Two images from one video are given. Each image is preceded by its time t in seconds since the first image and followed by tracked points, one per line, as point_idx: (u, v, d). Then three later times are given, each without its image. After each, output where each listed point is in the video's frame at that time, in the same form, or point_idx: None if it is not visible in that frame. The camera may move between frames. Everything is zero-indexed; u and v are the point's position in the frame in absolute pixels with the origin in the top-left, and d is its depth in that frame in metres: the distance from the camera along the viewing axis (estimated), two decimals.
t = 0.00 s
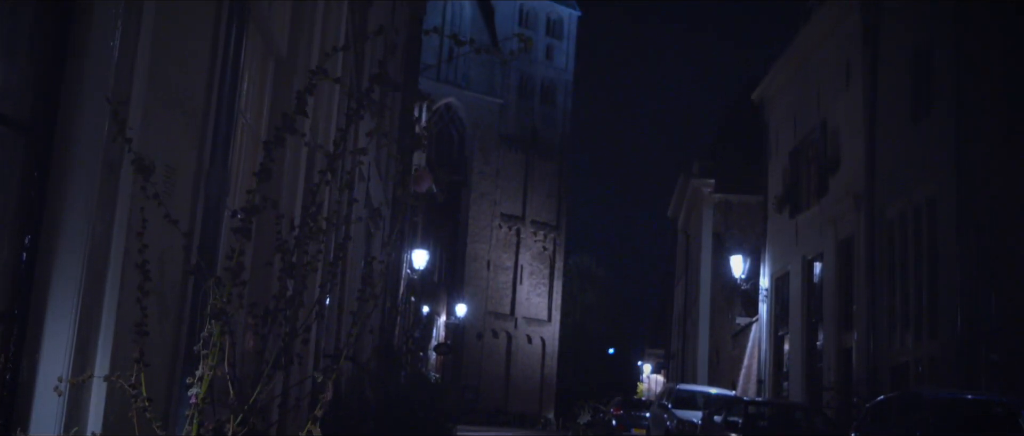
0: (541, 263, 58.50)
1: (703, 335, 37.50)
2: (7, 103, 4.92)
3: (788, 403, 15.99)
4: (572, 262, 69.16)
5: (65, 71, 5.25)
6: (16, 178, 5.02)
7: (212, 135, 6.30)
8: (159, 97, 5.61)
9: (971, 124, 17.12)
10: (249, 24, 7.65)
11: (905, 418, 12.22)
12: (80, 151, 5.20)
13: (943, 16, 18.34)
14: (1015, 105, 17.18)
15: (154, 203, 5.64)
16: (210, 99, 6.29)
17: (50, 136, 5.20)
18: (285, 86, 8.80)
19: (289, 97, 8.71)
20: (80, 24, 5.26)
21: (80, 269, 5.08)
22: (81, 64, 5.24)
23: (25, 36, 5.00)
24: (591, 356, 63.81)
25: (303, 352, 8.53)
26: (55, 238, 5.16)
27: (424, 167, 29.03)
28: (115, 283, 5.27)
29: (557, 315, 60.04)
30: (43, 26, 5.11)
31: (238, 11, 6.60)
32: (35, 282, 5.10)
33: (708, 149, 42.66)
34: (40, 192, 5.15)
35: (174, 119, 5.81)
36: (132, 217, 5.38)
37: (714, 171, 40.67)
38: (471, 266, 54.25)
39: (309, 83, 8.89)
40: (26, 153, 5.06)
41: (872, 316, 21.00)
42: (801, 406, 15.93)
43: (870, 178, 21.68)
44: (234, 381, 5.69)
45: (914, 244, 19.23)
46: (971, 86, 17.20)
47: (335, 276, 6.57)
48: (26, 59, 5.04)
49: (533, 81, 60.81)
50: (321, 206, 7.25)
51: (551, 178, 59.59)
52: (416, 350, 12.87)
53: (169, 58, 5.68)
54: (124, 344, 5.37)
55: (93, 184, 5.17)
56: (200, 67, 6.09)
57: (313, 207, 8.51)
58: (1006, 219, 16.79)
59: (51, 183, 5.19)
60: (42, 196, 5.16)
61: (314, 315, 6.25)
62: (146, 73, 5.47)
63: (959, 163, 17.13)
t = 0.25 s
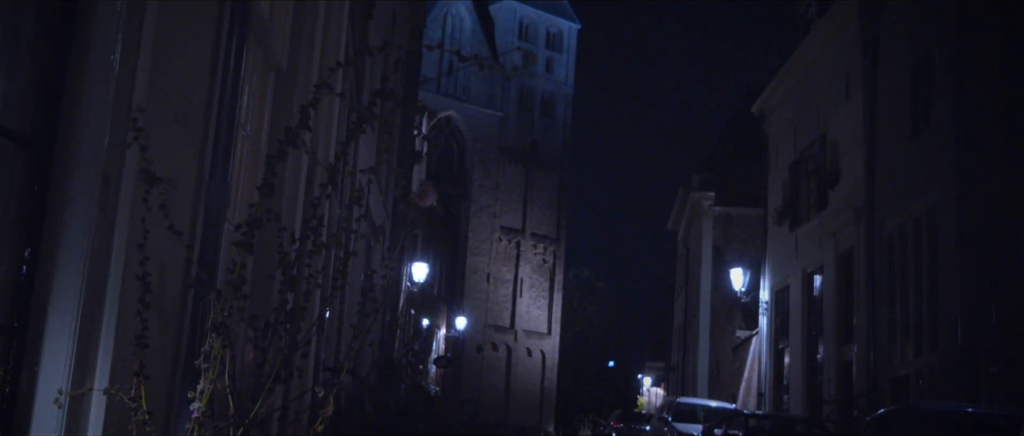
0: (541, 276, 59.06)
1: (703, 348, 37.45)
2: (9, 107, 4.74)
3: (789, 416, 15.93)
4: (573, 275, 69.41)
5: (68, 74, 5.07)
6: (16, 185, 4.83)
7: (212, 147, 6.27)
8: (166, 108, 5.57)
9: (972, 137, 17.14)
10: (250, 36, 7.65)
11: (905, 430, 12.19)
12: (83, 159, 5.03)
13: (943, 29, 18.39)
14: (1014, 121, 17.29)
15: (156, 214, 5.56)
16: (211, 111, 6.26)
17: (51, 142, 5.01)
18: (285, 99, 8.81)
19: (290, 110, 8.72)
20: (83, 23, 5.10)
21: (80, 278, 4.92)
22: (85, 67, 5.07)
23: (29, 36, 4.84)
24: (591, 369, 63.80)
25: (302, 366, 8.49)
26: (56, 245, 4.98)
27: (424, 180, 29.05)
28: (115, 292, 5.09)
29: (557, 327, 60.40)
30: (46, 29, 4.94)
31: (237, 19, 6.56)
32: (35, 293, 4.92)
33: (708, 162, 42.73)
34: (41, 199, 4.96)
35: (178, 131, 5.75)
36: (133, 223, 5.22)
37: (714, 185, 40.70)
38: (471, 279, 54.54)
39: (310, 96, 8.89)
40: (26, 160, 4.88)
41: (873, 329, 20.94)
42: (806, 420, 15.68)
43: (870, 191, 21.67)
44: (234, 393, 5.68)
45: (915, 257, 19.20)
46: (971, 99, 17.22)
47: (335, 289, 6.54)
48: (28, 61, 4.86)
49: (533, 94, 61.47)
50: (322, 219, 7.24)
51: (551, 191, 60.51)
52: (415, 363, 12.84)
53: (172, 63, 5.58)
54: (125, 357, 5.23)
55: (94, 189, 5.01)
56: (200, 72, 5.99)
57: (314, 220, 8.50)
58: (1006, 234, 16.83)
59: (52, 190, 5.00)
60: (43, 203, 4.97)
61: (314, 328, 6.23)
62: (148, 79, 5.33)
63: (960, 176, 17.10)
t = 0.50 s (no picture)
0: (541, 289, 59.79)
1: (703, 361, 37.41)
2: (11, 118, 4.68)
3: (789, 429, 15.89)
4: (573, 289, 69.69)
5: (70, 85, 5.01)
6: (17, 197, 4.76)
7: (213, 161, 6.30)
8: (169, 122, 5.61)
9: (972, 150, 17.14)
10: (250, 50, 7.65)
11: None
12: (85, 171, 4.97)
13: (941, 42, 18.44)
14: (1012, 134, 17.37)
15: (157, 228, 5.58)
16: (212, 126, 6.30)
17: (53, 153, 4.94)
18: (285, 113, 8.82)
19: (291, 124, 8.74)
20: (86, 32, 5.05)
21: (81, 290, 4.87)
22: (86, 78, 5.02)
23: (32, 46, 4.79)
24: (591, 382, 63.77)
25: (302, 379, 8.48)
26: (56, 257, 4.91)
27: (425, 193, 29.07)
28: (115, 303, 5.07)
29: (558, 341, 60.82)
30: (49, 39, 4.88)
31: (240, 32, 6.52)
32: (34, 305, 4.84)
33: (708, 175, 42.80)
34: (41, 211, 4.89)
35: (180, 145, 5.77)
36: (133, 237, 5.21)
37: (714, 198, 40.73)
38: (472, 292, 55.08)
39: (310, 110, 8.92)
40: (27, 171, 4.80)
41: (873, 342, 20.92)
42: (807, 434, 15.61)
43: (869, 204, 21.65)
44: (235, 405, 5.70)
45: (915, 270, 19.19)
46: (970, 112, 17.26)
47: (335, 302, 6.56)
48: (31, 72, 4.80)
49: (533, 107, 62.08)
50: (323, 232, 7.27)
51: (550, 205, 61.40)
52: (416, 376, 12.84)
53: (172, 75, 5.59)
54: (123, 370, 5.19)
55: (95, 199, 4.94)
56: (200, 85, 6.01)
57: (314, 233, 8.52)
58: (1007, 246, 16.85)
59: (53, 202, 4.94)
60: (44, 215, 4.90)
61: (314, 341, 6.25)
62: (149, 91, 5.31)
63: (960, 188, 17.11)
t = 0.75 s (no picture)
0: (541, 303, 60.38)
1: (703, 375, 37.37)
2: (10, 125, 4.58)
3: None
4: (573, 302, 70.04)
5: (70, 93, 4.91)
6: (16, 206, 4.64)
7: (213, 173, 6.28)
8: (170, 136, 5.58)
9: (972, 165, 17.16)
10: (250, 64, 7.65)
11: None
12: (85, 180, 4.85)
13: (941, 56, 18.45)
14: (1010, 149, 17.45)
15: (158, 242, 5.55)
16: (212, 140, 6.28)
17: (53, 161, 4.83)
18: (286, 126, 8.82)
19: (291, 138, 8.75)
20: (86, 41, 4.96)
21: (81, 300, 4.73)
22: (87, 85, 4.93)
23: (32, 54, 4.70)
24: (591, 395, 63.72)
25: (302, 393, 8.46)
26: (56, 267, 4.78)
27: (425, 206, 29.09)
28: (115, 313, 4.86)
29: (557, 354, 61.31)
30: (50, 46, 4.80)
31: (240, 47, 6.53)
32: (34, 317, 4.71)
33: (708, 189, 42.82)
34: (42, 221, 4.77)
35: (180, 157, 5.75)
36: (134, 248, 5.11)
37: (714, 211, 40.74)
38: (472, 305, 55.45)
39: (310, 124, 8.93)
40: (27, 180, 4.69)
41: (874, 355, 20.87)
42: None
43: (869, 218, 21.64)
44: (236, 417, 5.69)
45: (915, 283, 19.16)
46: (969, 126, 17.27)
47: (336, 315, 6.54)
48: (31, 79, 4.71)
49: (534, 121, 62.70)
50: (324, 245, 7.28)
51: (551, 219, 61.98)
52: (416, 390, 12.83)
53: (174, 86, 5.59)
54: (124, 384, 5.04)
55: (96, 207, 4.82)
56: (201, 98, 6.01)
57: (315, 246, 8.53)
58: (1006, 261, 16.87)
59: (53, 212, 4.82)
60: (44, 225, 4.78)
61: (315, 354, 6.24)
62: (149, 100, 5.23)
63: (959, 201, 17.09)
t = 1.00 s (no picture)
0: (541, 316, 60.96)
1: (703, 387, 37.33)
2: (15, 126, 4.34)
3: None
4: (573, 314, 70.49)
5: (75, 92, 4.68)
6: (19, 211, 4.42)
7: (213, 187, 6.26)
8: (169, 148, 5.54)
9: (972, 178, 17.17)
10: (250, 76, 7.63)
11: None
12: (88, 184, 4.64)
13: (941, 68, 18.44)
14: (1007, 163, 17.52)
15: (156, 255, 5.50)
16: (212, 153, 6.25)
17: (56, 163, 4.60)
18: (286, 139, 8.81)
19: (291, 150, 8.75)
20: (91, 37, 4.73)
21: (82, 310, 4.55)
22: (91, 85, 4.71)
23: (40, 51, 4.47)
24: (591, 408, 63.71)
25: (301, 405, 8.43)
26: (58, 274, 4.57)
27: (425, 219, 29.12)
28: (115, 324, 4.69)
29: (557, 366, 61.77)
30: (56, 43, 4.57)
31: (240, 60, 6.56)
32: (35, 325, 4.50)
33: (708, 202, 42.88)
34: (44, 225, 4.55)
35: (178, 171, 5.73)
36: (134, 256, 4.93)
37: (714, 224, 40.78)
38: (471, 318, 56.46)
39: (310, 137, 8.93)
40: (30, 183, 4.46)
41: (875, 368, 20.81)
42: None
43: (869, 231, 21.62)
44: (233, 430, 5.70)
45: (916, 295, 19.12)
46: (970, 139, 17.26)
47: (335, 328, 6.51)
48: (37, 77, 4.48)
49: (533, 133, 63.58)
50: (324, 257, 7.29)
51: (551, 231, 62.60)
52: (415, 403, 12.83)
53: (174, 101, 5.59)
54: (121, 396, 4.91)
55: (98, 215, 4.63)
56: (200, 112, 6.02)
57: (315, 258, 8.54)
58: (1005, 274, 16.90)
59: (55, 217, 4.61)
60: (45, 230, 4.56)
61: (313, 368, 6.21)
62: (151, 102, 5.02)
63: (960, 214, 17.07)
